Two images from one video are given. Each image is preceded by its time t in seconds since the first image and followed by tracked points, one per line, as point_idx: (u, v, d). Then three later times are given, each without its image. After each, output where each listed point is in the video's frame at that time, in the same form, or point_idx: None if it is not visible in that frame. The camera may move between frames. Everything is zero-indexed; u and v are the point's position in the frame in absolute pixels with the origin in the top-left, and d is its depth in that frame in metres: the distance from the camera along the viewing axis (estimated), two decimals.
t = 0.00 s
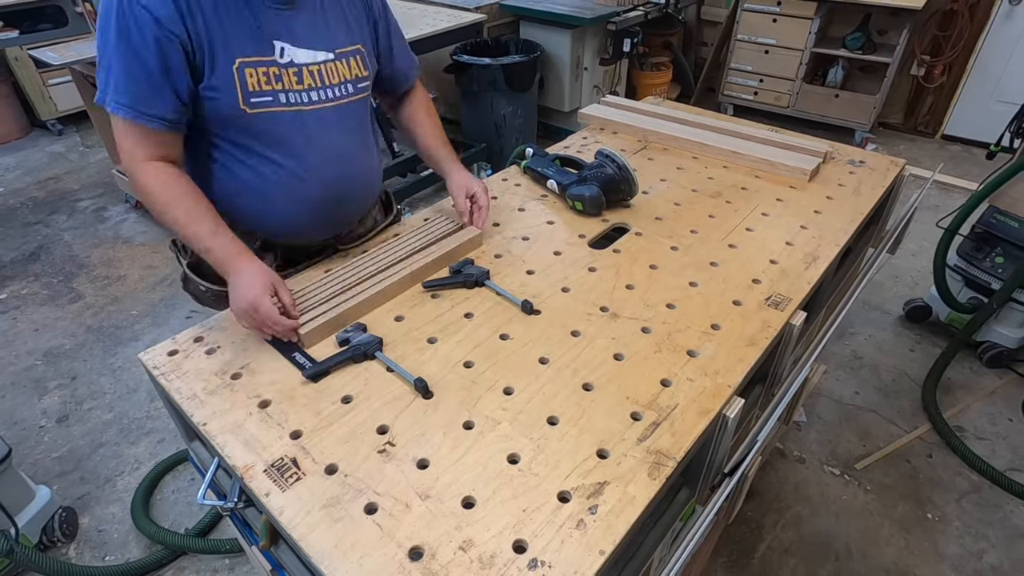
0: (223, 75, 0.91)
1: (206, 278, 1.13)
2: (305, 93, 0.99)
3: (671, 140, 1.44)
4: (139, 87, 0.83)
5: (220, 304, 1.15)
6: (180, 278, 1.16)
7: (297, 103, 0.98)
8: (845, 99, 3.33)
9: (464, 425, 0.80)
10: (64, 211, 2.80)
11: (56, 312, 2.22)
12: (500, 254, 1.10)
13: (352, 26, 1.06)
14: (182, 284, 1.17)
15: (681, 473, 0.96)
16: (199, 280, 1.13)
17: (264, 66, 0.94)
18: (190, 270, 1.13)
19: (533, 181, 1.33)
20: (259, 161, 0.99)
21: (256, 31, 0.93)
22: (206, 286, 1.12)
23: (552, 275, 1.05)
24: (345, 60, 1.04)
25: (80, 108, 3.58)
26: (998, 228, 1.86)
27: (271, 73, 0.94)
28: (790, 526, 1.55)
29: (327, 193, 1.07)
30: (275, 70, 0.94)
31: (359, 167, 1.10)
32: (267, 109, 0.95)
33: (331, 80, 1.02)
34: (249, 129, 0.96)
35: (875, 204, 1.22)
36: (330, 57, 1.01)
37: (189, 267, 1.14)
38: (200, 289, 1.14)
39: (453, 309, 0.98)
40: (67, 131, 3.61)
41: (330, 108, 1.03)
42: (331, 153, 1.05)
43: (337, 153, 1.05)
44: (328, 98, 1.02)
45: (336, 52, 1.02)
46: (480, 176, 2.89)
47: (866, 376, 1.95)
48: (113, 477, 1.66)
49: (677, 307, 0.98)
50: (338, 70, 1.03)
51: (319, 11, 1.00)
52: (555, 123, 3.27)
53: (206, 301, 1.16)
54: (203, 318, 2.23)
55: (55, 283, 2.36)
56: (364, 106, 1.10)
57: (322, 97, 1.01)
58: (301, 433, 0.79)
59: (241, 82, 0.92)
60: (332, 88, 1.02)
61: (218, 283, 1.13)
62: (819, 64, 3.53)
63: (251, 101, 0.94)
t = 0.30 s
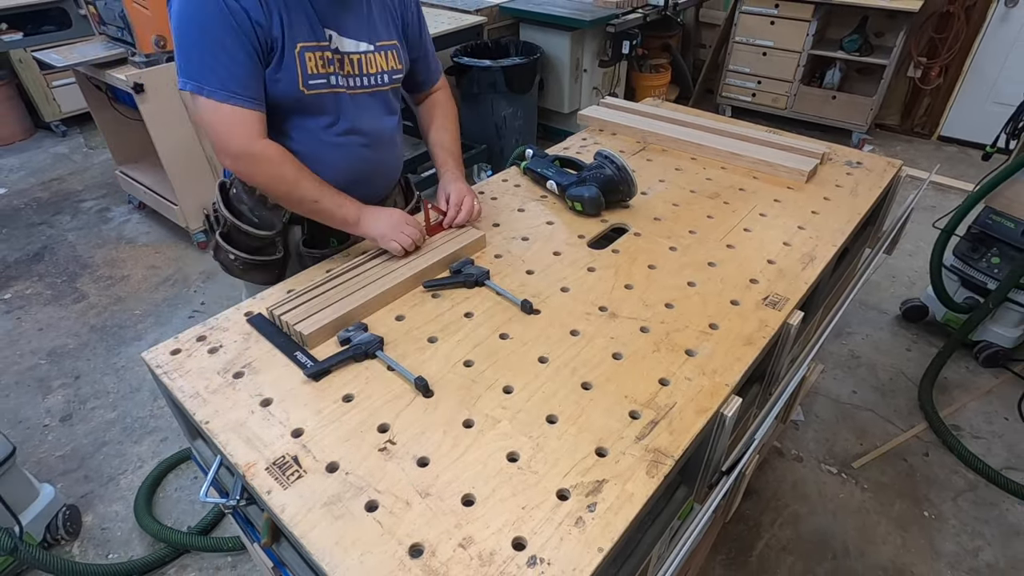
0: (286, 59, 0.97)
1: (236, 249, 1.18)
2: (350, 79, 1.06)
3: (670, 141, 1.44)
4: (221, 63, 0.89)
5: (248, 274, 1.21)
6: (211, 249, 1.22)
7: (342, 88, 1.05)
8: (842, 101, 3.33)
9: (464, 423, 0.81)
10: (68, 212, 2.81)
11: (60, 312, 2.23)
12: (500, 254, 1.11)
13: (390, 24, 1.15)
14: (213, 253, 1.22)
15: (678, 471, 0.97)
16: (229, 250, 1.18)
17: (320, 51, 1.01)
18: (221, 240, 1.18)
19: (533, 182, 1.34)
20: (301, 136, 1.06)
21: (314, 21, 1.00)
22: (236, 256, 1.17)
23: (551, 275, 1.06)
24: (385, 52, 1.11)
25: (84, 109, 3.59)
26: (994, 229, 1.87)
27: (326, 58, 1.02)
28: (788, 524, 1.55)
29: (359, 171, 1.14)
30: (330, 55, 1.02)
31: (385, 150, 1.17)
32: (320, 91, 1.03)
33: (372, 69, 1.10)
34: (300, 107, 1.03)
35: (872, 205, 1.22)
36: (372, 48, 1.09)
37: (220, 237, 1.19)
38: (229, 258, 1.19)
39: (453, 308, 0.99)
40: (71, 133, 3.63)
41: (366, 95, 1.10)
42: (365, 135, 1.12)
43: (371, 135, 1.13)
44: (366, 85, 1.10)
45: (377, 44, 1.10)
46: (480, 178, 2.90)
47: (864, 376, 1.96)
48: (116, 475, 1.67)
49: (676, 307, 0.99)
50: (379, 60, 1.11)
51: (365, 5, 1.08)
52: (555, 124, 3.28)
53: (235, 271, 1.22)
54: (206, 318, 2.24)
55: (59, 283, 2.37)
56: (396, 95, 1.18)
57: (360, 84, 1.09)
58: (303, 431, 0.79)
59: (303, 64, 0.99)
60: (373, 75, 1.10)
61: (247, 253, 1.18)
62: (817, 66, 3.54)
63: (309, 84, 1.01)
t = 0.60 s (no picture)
0: (212, 63, 0.96)
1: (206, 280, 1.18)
2: (293, 82, 1.06)
3: (669, 142, 1.45)
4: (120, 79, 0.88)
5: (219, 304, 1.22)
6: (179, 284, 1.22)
7: (285, 91, 1.05)
8: (839, 102, 3.34)
9: (465, 422, 0.81)
10: (71, 213, 2.82)
11: (64, 312, 2.24)
12: (500, 255, 1.12)
13: (333, 23, 1.14)
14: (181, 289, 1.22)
15: (678, 470, 0.97)
16: (198, 282, 1.18)
17: (251, 55, 1.00)
18: (188, 272, 1.19)
19: (533, 183, 1.35)
20: (246, 150, 1.05)
21: (240, 24, 0.99)
22: (207, 286, 1.18)
23: (550, 275, 1.07)
24: (329, 52, 1.11)
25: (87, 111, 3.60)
26: (990, 230, 1.89)
27: (260, 63, 1.01)
28: (786, 522, 1.56)
29: (319, 182, 1.13)
30: (262, 59, 1.01)
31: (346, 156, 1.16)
32: (259, 97, 1.02)
33: (318, 70, 1.09)
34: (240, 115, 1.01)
35: (869, 206, 1.23)
36: (313, 49, 1.08)
37: (187, 271, 1.19)
38: (200, 291, 1.19)
39: (454, 309, 1.00)
40: (75, 134, 3.64)
41: (315, 97, 1.09)
42: (320, 137, 1.10)
43: (325, 137, 1.11)
44: (315, 86, 1.09)
45: (320, 45, 1.10)
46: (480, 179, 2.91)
47: (861, 375, 1.96)
48: (120, 474, 1.68)
49: (674, 307, 1.00)
50: (323, 61, 1.10)
51: (303, 7, 1.07)
52: (554, 126, 3.29)
53: (206, 303, 1.23)
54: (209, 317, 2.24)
55: (62, 283, 2.38)
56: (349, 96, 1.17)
57: (307, 87, 1.08)
58: (304, 430, 0.80)
59: (234, 71, 0.98)
60: (319, 77, 1.09)
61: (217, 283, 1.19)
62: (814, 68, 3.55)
63: (244, 91, 1.00)
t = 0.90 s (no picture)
0: (256, 71, 0.95)
1: (217, 278, 1.18)
2: (324, 91, 1.05)
3: (668, 143, 1.46)
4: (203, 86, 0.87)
5: (231, 302, 1.22)
6: (192, 278, 1.22)
7: (315, 100, 1.04)
8: (836, 104, 3.36)
9: (465, 422, 0.82)
10: (75, 213, 2.82)
11: (68, 312, 2.25)
12: (500, 255, 1.13)
13: (365, 27, 1.13)
14: (195, 284, 1.22)
15: (676, 469, 0.98)
16: (210, 280, 1.18)
17: (292, 63, 0.99)
18: (201, 269, 1.18)
19: (533, 184, 1.36)
20: (275, 158, 1.06)
21: (282, 30, 0.98)
22: (218, 286, 1.17)
23: (550, 276, 1.08)
24: (360, 59, 1.10)
25: (91, 112, 3.62)
26: (986, 230, 1.89)
27: (297, 71, 1.01)
28: (783, 520, 1.57)
29: (336, 188, 1.16)
30: (301, 67, 1.01)
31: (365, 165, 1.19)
32: (293, 105, 1.02)
33: (348, 79, 1.09)
34: (274, 123, 1.02)
35: (866, 207, 1.24)
36: (345, 57, 1.07)
37: (200, 267, 1.18)
38: (212, 288, 1.19)
39: (454, 309, 1.01)
40: (79, 135, 3.65)
41: (343, 106, 1.09)
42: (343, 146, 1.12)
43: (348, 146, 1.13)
44: (343, 95, 1.09)
45: (351, 52, 1.09)
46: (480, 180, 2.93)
47: (858, 374, 1.97)
48: (123, 473, 1.69)
49: (673, 307, 1.01)
50: (354, 70, 1.10)
51: (334, 12, 1.06)
52: (554, 127, 3.30)
53: (218, 299, 1.22)
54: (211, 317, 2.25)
55: (66, 283, 2.39)
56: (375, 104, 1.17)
57: (336, 95, 1.08)
58: (306, 430, 0.81)
59: (274, 79, 0.98)
60: (349, 86, 1.09)
61: (227, 282, 1.18)
62: (812, 70, 3.57)
63: (281, 99, 1.00)
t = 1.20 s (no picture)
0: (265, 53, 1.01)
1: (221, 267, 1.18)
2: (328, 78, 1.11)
3: (667, 145, 1.47)
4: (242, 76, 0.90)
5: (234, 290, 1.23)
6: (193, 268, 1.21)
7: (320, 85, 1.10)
8: (834, 105, 3.37)
9: (465, 420, 0.83)
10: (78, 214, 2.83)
11: (71, 311, 2.25)
12: (500, 256, 1.14)
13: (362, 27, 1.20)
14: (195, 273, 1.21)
15: (675, 467, 0.99)
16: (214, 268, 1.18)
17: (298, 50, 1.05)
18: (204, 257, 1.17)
19: (533, 185, 1.36)
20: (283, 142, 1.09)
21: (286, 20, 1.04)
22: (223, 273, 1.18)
23: (549, 276, 1.09)
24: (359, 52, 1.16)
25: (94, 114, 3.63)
26: (982, 230, 1.90)
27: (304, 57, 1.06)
28: (782, 518, 1.58)
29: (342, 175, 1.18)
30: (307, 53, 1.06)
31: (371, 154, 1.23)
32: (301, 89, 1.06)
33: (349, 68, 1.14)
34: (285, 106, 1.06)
35: (863, 207, 1.25)
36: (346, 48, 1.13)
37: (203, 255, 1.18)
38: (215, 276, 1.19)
39: (455, 308, 1.02)
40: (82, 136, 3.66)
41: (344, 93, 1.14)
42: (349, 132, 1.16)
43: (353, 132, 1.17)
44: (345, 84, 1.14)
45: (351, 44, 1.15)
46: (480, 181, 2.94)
47: (855, 373, 1.98)
48: (126, 471, 1.70)
49: (672, 307, 1.02)
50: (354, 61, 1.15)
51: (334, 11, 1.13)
52: (554, 128, 3.32)
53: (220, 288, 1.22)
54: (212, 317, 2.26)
55: (69, 283, 2.39)
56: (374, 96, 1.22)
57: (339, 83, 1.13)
58: (308, 428, 0.82)
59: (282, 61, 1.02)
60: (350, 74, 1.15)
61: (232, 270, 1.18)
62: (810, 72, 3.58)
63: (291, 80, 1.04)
